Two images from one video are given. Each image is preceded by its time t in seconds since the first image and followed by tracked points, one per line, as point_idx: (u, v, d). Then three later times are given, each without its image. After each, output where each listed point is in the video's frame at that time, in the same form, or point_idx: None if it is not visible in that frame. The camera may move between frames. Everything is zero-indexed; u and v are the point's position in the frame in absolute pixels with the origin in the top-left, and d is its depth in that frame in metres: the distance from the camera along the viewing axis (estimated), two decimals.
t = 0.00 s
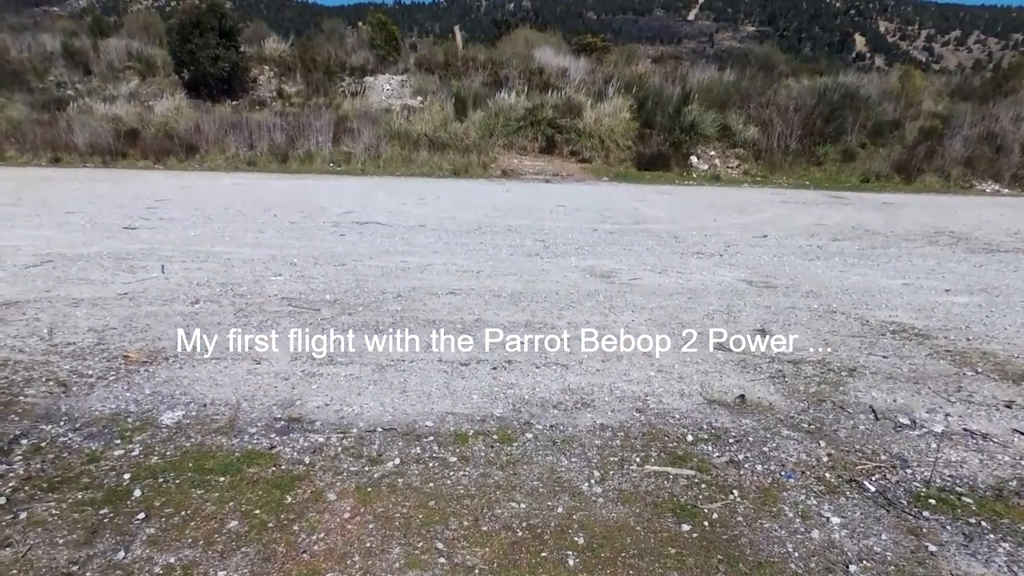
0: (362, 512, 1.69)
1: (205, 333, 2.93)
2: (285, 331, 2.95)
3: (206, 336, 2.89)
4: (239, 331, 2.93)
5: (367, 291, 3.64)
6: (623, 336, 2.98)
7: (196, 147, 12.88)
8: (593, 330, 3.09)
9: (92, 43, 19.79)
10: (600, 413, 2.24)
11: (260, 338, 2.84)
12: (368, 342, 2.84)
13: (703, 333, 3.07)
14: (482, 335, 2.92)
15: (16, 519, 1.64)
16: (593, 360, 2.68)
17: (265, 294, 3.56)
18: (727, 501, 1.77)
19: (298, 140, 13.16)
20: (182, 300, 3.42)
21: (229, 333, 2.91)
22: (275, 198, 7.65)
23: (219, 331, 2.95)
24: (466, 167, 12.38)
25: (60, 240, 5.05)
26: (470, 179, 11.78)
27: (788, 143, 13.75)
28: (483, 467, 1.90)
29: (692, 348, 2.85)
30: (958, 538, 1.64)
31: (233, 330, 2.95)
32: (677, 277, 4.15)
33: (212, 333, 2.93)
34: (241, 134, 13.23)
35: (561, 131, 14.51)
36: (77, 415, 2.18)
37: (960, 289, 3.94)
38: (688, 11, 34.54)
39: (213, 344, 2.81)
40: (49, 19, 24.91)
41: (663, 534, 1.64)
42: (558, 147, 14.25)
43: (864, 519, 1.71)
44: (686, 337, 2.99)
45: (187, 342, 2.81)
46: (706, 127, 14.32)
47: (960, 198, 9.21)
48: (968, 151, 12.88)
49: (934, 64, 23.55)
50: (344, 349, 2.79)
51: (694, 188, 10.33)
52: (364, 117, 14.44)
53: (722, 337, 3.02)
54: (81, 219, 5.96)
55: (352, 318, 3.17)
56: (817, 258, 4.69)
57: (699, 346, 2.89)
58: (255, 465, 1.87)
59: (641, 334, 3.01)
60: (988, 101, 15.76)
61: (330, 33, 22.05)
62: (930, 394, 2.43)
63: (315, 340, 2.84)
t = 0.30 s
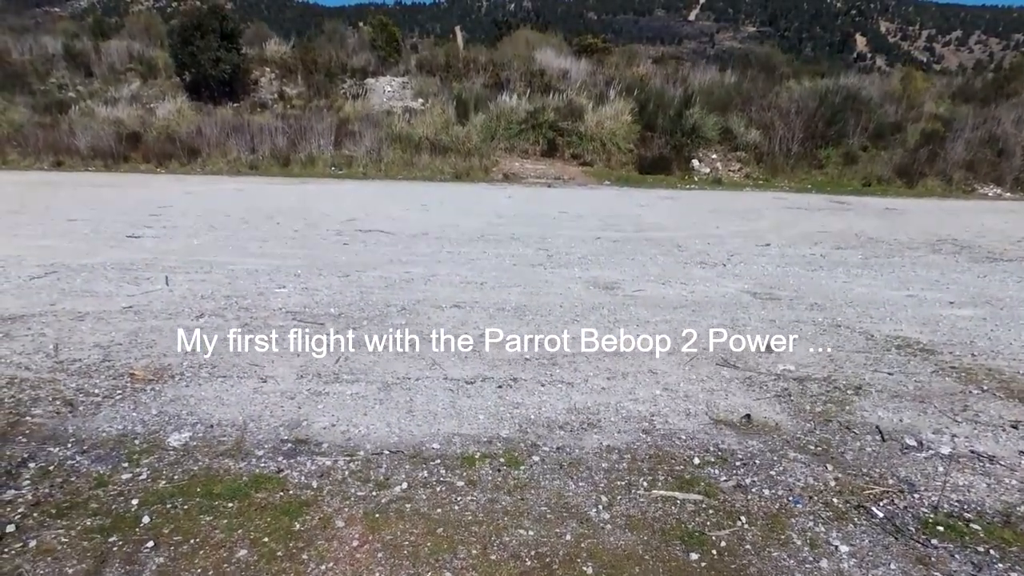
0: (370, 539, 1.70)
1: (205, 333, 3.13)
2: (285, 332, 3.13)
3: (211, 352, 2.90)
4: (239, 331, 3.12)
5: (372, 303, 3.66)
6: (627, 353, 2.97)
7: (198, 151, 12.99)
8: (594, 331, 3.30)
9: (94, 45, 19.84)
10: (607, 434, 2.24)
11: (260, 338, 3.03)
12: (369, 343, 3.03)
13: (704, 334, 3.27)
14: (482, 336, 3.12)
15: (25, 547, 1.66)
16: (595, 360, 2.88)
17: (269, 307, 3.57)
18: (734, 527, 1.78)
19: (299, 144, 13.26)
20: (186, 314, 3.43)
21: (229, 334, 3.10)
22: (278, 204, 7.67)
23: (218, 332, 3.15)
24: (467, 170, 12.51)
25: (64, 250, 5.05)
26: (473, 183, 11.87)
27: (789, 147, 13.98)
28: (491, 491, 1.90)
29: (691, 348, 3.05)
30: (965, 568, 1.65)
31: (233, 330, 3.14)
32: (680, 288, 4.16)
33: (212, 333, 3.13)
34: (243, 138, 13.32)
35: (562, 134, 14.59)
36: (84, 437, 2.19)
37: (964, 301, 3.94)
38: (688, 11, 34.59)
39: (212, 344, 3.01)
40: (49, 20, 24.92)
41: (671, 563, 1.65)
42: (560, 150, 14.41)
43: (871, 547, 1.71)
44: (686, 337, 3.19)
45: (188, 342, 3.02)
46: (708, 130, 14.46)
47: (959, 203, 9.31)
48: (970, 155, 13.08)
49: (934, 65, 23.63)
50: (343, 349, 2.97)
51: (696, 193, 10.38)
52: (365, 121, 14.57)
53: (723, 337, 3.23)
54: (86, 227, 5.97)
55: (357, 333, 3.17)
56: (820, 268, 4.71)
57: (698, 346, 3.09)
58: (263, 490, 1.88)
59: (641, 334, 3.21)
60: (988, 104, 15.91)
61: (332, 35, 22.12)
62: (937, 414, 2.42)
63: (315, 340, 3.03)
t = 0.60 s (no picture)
0: None
1: (204, 333, 3.36)
2: (283, 333, 3.36)
3: (215, 373, 2.89)
4: (238, 331, 3.35)
5: (377, 321, 3.64)
6: (635, 376, 2.93)
7: (199, 155, 13.07)
8: (595, 332, 3.52)
9: (94, 47, 19.85)
10: (617, 465, 2.21)
11: (259, 337, 3.27)
12: (369, 342, 3.25)
13: (704, 334, 3.49)
14: (482, 336, 3.33)
15: None
16: (595, 357, 3.12)
17: (272, 325, 3.55)
18: (747, 569, 1.77)
19: (300, 148, 13.37)
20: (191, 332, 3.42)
21: (227, 335, 3.32)
22: (279, 213, 7.66)
23: (217, 333, 3.38)
24: (468, 175, 12.62)
25: (64, 263, 5.02)
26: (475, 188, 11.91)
27: (792, 151, 14.24)
28: (500, 529, 1.89)
29: (690, 348, 3.28)
30: None
31: (231, 330, 3.38)
32: (686, 304, 4.13)
33: (212, 333, 3.36)
34: (244, 143, 13.42)
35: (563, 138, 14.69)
36: (86, 469, 2.16)
37: (973, 317, 3.92)
38: (689, 10, 34.59)
39: (211, 344, 3.23)
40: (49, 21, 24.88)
41: None
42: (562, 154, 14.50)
43: None
44: (686, 337, 3.42)
45: (188, 343, 3.24)
46: (710, 134, 14.59)
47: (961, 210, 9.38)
48: (973, 159, 13.31)
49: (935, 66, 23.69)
50: (342, 349, 3.19)
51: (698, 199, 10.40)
52: (366, 125, 14.70)
53: (722, 336, 3.45)
54: (87, 237, 5.94)
55: (361, 353, 3.15)
56: (825, 281, 4.70)
57: (696, 345, 3.32)
58: (268, 527, 1.87)
59: (641, 334, 3.43)
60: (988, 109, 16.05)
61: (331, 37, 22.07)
62: (951, 442, 2.40)
63: (315, 340, 3.25)
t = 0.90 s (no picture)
0: None
1: (205, 335, 3.63)
2: (283, 333, 3.60)
3: (216, 404, 2.83)
4: (237, 333, 3.60)
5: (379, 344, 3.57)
6: (645, 409, 2.86)
7: (198, 160, 13.24)
8: (596, 332, 3.82)
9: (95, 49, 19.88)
10: (630, 512, 2.17)
11: (259, 337, 3.54)
12: (369, 343, 3.52)
13: (705, 335, 3.84)
14: (483, 337, 3.61)
15: None
16: (593, 353, 3.48)
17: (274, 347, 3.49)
18: None
19: (301, 153, 13.35)
20: (193, 357, 3.36)
21: (226, 336, 3.58)
22: (281, 222, 7.61)
23: (216, 334, 3.64)
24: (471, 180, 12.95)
25: (62, 280, 4.95)
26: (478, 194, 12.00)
27: (796, 155, 14.58)
28: None
29: (690, 348, 3.62)
30: None
31: (230, 332, 3.63)
32: (693, 326, 4.06)
33: (212, 335, 3.63)
34: (244, 148, 13.62)
35: (566, 142, 14.95)
36: (85, 515, 2.11)
37: (989, 341, 3.85)
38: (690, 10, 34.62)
39: (211, 344, 3.50)
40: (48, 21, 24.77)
41: None
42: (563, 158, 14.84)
43: None
44: (687, 338, 3.76)
45: (189, 343, 3.52)
46: (713, 139, 14.86)
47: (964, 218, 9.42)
48: (978, 166, 13.51)
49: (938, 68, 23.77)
50: (341, 350, 3.46)
51: (702, 207, 10.38)
52: (368, 129, 14.74)
53: (724, 337, 3.81)
54: (87, 250, 5.88)
55: (364, 384, 3.07)
56: (833, 300, 4.66)
57: (696, 345, 3.66)
58: None
59: (644, 335, 3.74)
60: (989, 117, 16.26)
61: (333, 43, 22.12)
62: (972, 485, 2.35)
63: (314, 341, 3.51)
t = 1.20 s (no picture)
0: None
1: (204, 335, 4.22)
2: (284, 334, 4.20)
3: (215, 461, 2.75)
4: (237, 334, 4.21)
5: (383, 388, 3.49)
6: (659, 466, 2.78)
7: (199, 169, 14.79)
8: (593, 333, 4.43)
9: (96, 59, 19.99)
10: None
11: (257, 336, 4.13)
12: (369, 342, 4.14)
13: (703, 335, 4.40)
14: (483, 339, 4.23)
15: None
16: (593, 351, 4.13)
17: (272, 394, 3.39)
18: None
19: (301, 164, 14.83)
20: (193, 404, 3.27)
21: (227, 336, 4.19)
22: (281, 240, 7.55)
23: (217, 335, 4.23)
24: (472, 191, 13.36)
25: (60, 309, 4.89)
26: (479, 207, 12.17)
27: (799, 166, 14.80)
28: None
29: (690, 347, 4.21)
30: None
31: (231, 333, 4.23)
32: (704, 367, 3.95)
33: (211, 335, 4.22)
34: (246, 160, 15.07)
35: (567, 151, 15.72)
36: None
37: (1007, 383, 3.79)
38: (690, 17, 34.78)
39: (211, 344, 4.09)
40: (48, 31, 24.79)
41: None
42: (565, 167, 15.40)
43: None
44: (686, 338, 4.34)
45: (191, 343, 4.11)
46: (715, 148, 15.20)
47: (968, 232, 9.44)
48: (983, 176, 13.56)
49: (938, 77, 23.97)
50: (341, 348, 4.07)
51: (705, 220, 10.33)
52: (367, 143, 15.98)
53: (723, 337, 4.36)
54: (84, 274, 5.81)
55: (368, 436, 2.98)
56: (847, 334, 4.58)
57: (696, 345, 4.25)
58: None
59: (643, 336, 4.34)
60: (988, 134, 16.51)
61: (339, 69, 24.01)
62: (1001, 561, 2.33)
63: (316, 341, 4.11)
